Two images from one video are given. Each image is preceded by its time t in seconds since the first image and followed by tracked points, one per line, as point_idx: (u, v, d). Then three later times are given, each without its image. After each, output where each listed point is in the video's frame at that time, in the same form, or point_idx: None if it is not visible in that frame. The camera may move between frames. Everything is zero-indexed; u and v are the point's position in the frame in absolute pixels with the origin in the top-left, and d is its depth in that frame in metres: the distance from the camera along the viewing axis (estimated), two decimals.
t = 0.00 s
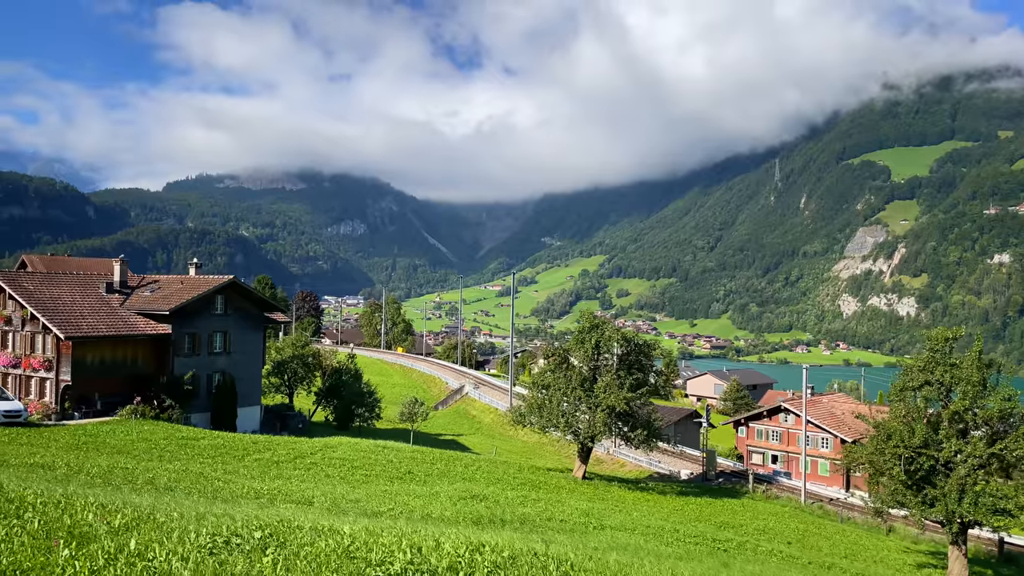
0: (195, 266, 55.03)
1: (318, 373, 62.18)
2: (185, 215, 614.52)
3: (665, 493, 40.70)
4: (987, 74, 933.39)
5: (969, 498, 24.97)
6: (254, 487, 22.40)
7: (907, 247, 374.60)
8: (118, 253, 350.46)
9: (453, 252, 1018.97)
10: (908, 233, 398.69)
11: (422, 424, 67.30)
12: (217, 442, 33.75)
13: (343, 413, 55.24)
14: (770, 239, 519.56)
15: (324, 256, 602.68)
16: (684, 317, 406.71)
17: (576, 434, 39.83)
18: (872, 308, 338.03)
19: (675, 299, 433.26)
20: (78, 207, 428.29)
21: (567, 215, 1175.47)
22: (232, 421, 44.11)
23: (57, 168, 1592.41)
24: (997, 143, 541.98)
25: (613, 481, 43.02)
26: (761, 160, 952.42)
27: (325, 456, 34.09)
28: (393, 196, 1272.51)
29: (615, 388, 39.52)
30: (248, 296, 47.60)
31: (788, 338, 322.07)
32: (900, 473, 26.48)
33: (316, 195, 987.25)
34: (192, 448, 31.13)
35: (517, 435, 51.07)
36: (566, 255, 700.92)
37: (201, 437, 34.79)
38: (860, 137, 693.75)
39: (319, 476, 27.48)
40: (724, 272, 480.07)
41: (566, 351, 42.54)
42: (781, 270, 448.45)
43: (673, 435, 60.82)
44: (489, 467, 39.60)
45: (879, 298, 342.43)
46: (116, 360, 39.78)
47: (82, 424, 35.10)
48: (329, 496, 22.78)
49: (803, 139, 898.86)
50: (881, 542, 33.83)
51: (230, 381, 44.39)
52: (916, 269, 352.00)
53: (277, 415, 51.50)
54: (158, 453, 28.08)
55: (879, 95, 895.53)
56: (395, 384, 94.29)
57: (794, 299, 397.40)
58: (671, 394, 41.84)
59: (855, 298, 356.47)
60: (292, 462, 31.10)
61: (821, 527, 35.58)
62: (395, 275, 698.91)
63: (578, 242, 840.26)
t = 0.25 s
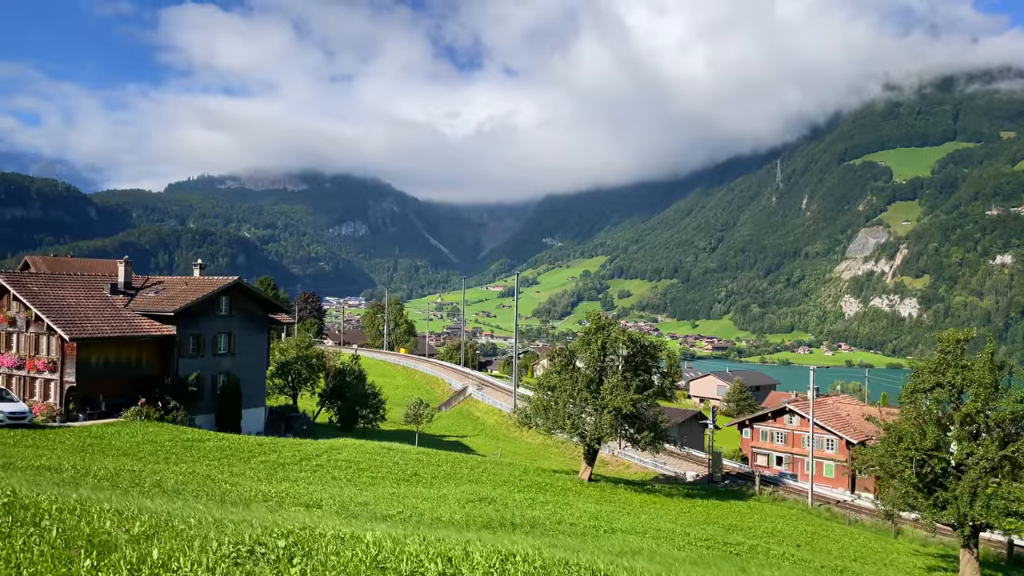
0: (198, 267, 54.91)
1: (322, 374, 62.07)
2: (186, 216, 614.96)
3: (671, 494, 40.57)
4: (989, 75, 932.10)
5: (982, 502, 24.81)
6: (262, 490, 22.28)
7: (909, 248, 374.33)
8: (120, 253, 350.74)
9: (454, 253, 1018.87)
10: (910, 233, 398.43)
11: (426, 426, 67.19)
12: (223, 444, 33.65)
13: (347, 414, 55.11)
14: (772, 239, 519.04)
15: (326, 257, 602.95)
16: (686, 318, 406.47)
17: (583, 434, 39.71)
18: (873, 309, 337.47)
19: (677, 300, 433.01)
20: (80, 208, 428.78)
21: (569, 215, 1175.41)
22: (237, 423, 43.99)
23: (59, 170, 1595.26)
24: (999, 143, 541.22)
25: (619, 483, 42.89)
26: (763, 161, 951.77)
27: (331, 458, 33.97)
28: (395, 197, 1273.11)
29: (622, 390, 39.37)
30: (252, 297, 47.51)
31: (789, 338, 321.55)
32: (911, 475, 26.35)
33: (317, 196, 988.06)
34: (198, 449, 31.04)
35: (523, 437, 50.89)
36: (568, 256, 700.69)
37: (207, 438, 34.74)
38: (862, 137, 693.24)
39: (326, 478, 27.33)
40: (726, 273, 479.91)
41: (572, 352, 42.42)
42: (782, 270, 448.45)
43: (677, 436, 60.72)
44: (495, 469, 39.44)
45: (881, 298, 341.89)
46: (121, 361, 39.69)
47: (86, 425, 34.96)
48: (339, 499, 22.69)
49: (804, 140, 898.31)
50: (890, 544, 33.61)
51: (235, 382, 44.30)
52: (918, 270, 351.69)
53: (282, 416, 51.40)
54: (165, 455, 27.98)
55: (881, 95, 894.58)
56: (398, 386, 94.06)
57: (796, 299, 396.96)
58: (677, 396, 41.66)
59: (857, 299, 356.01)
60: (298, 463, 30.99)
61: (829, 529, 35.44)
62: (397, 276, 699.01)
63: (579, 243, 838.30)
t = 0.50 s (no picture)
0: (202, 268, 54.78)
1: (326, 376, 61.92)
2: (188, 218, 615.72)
3: (678, 497, 40.38)
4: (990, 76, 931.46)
5: (994, 504, 24.63)
6: (271, 493, 22.13)
7: (911, 249, 373.97)
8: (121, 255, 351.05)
9: (456, 254, 1018.14)
10: (911, 234, 398.14)
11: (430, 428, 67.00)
12: (228, 446, 33.49)
13: (351, 416, 54.90)
14: (773, 240, 518.74)
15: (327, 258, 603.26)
16: (687, 319, 406.45)
17: (589, 436, 39.49)
18: (875, 310, 336.96)
19: (678, 301, 433.04)
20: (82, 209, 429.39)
21: (570, 217, 1175.48)
22: (241, 425, 43.84)
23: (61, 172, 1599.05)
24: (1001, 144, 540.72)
25: (625, 485, 42.72)
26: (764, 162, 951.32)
27: (336, 461, 33.80)
28: (396, 198, 1274.14)
29: (628, 392, 39.22)
30: (256, 298, 47.38)
31: (791, 339, 321.05)
32: (923, 478, 26.16)
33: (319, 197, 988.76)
34: (203, 452, 30.88)
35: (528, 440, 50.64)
36: (569, 257, 700.67)
37: (213, 440, 34.60)
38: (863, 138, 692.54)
39: (333, 481, 27.21)
40: (727, 274, 479.85)
41: (577, 354, 42.31)
42: (784, 271, 448.64)
43: (681, 437, 60.61)
44: (500, 472, 39.17)
45: (882, 300, 341.26)
46: (125, 363, 39.58)
47: (90, 428, 34.80)
48: (348, 502, 22.53)
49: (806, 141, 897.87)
50: (899, 548, 33.38)
51: (239, 384, 44.15)
52: (920, 271, 351.08)
53: (286, 418, 51.28)
54: (170, 457, 27.83)
55: (882, 97, 894.02)
56: (400, 387, 93.76)
57: (798, 300, 396.55)
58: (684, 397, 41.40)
59: (859, 300, 355.63)
60: (304, 465, 30.80)
61: (837, 533, 35.19)
62: (398, 278, 698.97)
63: (580, 244, 838.39)
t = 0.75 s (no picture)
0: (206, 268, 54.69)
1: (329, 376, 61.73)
2: (190, 219, 616.09)
3: (684, 497, 40.19)
4: (991, 77, 930.20)
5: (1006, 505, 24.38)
6: (278, 494, 22.01)
7: (912, 249, 373.61)
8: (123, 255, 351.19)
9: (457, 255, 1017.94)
10: (913, 235, 397.66)
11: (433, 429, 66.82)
12: (233, 446, 33.36)
13: (354, 417, 54.72)
14: (775, 241, 518.22)
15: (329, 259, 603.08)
16: (688, 320, 406.30)
17: (595, 437, 39.26)
18: (877, 310, 336.40)
19: (680, 302, 432.85)
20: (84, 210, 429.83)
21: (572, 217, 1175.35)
22: (245, 425, 43.62)
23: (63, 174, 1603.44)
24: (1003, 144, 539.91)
25: (630, 486, 42.50)
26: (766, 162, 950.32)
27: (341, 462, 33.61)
28: (398, 199, 1275.04)
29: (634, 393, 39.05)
30: (260, 298, 47.26)
31: (792, 340, 320.51)
32: (934, 478, 25.97)
33: (320, 198, 989.39)
34: (208, 451, 30.72)
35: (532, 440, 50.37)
36: (571, 258, 700.35)
37: (217, 441, 34.41)
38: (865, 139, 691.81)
39: (339, 482, 27.05)
40: (729, 274, 479.43)
41: (582, 355, 42.14)
42: (785, 272, 448.92)
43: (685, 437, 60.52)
44: (505, 472, 38.92)
45: (884, 300, 340.60)
46: (129, 363, 39.42)
47: (93, 428, 34.63)
48: (357, 502, 22.38)
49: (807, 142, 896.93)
50: (907, 549, 33.15)
51: (243, 385, 43.94)
52: (922, 272, 350.39)
53: (290, 418, 51.08)
54: (175, 457, 27.70)
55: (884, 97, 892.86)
56: (403, 388, 93.62)
57: (799, 301, 396.07)
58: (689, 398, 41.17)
59: (860, 301, 355.00)
60: (309, 466, 30.61)
61: (846, 534, 34.91)
62: (400, 278, 699.03)
63: (581, 245, 837.99)
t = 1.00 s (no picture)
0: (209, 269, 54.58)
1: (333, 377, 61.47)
2: (190, 219, 616.05)
3: (690, 499, 39.95)
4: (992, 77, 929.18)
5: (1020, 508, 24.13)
6: (284, 496, 21.83)
7: (913, 250, 372.96)
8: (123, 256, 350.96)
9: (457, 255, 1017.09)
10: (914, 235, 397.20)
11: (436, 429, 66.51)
12: (238, 448, 33.17)
13: (357, 418, 54.55)
14: (776, 241, 517.55)
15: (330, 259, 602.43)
16: (689, 321, 405.80)
17: (600, 438, 38.96)
18: (878, 311, 335.68)
19: (681, 302, 432.28)
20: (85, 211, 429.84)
21: (573, 217, 1174.19)
22: (248, 427, 43.42)
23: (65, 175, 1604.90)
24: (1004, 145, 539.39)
25: (636, 489, 42.21)
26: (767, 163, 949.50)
27: (346, 463, 33.38)
28: (399, 199, 1274.82)
29: (640, 394, 38.78)
30: (264, 299, 47.12)
31: (793, 341, 319.77)
32: (945, 479, 25.81)
33: (321, 199, 989.07)
34: (212, 453, 30.51)
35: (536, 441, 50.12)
36: (572, 258, 699.80)
37: (221, 443, 34.25)
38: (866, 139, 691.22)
39: (344, 484, 26.85)
40: (730, 275, 478.73)
41: (588, 356, 41.82)
42: (786, 273, 448.84)
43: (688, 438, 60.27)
44: (509, 474, 38.65)
45: (885, 301, 339.79)
46: (132, 364, 39.24)
47: (97, 429, 34.49)
48: (364, 505, 22.18)
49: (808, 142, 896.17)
50: (914, 551, 32.96)
51: (247, 387, 43.77)
52: (923, 272, 349.52)
53: (293, 420, 50.84)
54: (180, 460, 27.46)
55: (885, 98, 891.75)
56: (405, 388, 93.54)
57: (800, 301, 395.52)
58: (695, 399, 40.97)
59: (862, 301, 354.30)
60: (313, 468, 30.36)
61: (854, 537, 34.61)
62: (400, 279, 698.50)
63: (583, 245, 837.16)
